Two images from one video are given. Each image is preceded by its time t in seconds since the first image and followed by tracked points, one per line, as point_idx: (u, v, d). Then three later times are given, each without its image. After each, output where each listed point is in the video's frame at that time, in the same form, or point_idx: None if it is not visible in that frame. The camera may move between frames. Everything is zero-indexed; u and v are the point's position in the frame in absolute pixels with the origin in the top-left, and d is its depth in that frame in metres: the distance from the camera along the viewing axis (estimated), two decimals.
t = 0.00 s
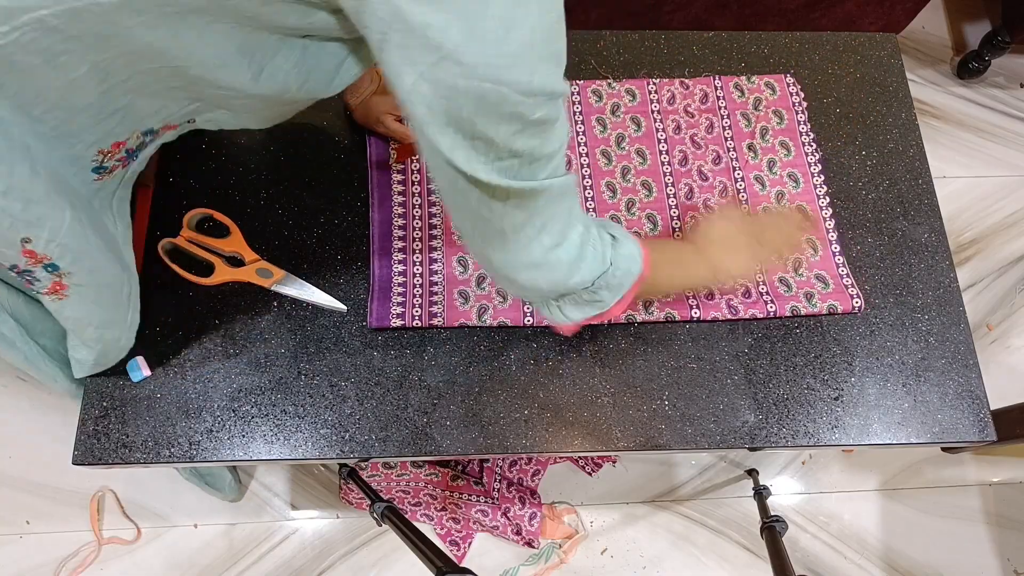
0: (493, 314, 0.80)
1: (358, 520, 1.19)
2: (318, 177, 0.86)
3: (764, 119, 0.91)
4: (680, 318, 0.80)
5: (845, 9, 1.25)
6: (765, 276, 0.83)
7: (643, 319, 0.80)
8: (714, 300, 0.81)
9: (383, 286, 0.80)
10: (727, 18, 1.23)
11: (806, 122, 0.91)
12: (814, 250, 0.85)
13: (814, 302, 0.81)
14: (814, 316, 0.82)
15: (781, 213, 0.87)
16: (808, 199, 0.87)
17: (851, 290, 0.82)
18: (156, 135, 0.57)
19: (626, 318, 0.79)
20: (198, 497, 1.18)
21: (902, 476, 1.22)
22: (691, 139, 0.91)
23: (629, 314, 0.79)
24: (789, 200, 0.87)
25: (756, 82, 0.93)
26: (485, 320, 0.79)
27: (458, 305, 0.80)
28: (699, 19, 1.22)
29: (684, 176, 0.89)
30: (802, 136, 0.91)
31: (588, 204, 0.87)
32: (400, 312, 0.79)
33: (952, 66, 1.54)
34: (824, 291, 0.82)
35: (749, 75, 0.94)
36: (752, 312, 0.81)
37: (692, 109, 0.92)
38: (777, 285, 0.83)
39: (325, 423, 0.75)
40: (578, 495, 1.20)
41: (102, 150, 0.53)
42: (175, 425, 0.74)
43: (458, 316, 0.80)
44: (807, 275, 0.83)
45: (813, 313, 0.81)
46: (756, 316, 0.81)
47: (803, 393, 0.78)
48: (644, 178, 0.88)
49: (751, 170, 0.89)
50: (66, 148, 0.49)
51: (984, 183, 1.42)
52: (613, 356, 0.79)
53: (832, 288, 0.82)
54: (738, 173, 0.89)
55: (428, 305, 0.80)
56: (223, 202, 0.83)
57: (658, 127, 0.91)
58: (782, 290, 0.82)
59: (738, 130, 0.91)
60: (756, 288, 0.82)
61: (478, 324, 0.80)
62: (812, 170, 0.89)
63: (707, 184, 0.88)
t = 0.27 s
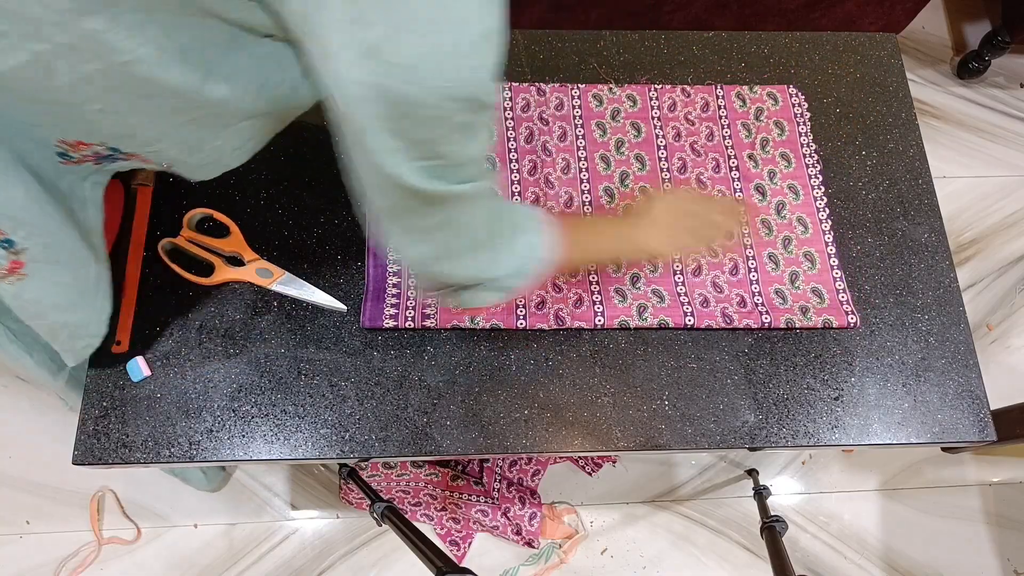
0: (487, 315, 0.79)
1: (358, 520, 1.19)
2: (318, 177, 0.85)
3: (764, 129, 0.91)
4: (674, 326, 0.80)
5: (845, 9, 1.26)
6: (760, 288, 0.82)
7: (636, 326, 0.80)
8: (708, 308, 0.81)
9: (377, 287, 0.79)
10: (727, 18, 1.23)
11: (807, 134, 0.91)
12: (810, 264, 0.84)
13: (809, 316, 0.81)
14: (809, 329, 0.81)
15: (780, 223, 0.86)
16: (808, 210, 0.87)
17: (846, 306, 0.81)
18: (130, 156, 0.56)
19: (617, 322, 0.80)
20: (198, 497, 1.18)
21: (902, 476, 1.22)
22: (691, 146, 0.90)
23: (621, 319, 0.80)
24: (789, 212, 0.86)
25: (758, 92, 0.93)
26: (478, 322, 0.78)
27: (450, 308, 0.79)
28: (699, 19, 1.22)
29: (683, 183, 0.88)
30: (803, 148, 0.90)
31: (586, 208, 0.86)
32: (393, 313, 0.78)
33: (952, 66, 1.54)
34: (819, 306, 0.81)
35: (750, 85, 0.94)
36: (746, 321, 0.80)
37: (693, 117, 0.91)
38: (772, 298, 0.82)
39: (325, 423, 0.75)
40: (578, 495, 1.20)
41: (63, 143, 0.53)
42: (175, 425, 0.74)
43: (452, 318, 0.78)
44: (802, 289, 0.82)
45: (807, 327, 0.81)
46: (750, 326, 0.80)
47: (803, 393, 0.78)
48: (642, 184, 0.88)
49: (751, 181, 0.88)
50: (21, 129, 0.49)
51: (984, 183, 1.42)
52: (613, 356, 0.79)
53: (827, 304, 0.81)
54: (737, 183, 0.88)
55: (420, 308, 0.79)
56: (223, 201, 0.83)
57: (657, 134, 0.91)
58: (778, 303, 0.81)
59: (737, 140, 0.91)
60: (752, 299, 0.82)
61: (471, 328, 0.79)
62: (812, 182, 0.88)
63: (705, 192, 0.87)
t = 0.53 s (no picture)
0: (479, 320, 0.79)
1: (358, 520, 1.19)
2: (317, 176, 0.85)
3: (764, 134, 0.90)
4: (667, 333, 0.79)
5: (845, 9, 1.26)
6: (755, 293, 0.81)
7: (629, 334, 0.79)
8: (702, 316, 0.80)
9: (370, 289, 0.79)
10: (727, 18, 1.23)
11: (806, 140, 0.89)
12: (806, 271, 0.83)
13: (804, 322, 0.80)
14: (803, 335, 0.80)
15: (776, 229, 0.85)
16: (805, 216, 0.85)
17: (841, 313, 0.80)
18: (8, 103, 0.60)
19: (610, 331, 0.79)
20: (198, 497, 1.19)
21: (902, 476, 1.22)
22: (689, 151, 0.88)
23: (614, 327, 0.79)
24: (786, 217, 0.85)
25: (758, 97, 0.92)
26: (471, 326, 0.78)
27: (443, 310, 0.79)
28: (698, 19, 1.22)
29: (680, 189, 0.86)
30: (802, 153, 0.89)
31: (582, 215, 0.84)
32: (386, 314, 0.78)
33: (952, 66, 1.54)
34: (815, 311, 0.80)
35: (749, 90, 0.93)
36: (740, 329, 0.79)
37: (692, 121, 0.90)
38: (768, 303, 0.81)
39: (325, 423, 0.75)
40: (577, 495, 1.20)
41: None
42: (175, 425, 0.74)
43: (444, 322, 0.78)
44: (797, 295, 0.82)
45: (802, 333, 0.80)
46: (744, 334, 0.80)
47: (803, 393, 0.78)
48: (639, 189, 0.86)
49: (749, 185, 0.87)
50: None
51: (984, 183, 1.42)
52: (613, 356, 0.79)
53: (822, 308, 0.81)
54: (734, 189, 0.87)
55: (415, 310, 0.79)
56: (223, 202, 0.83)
57: (656, 139, 0.89)
58: (773, 306, 0.81)
59: (737, 145, 0.89)
60: (747, 302, 0.81)
61: (464, 331, 0.79)
62: (811, 189, 0.87)
63: (703, 198, 0.86)
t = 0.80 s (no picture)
0: (478, 320, 0.78)
1: (358, 520, 1.19)
2: (317, 177, 0.85)
3: (764, 135, 0.89)
4: (666, 332, 0.79)
5: (845, 9, 1.26)
6: (754, 292, 0.81)
7: (627, 333, 0.79)
8: (701, 314, 0.79)
9: (368, 289, 0.79)
10: (727, 18, 1.23)
11: (807, 142, 0.89)
12: (805, 272, 0.82)
13: (804, 321, 0.79)
14: (802, 334, 0.80)
15: (776, 229, 0.84)
16: (805, 217, 0.85)
17: (841, 313, 0.80)
18: None
19: (608, 330, 0.79)
20: (198, 497, 1.19)
21: (902, 476, 1.22)
22: (689, 151, 0.88)
23: (612, 326, 0.79)
24: (786, 218, 0.85)
25: (759, 97, 0.91)
26: (470, 326, 0.78)
27: (441, 310, 0.78)
28: (698, 18, 1.22)
29: (680, 189, 0.85)
30: (802, 154, 0.88)
31: (582, 214, 0.84)
32: (385, 314, 0.78)
33: (952, 66, 1.54)
34: (815, 311, 0.80)
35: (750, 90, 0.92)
36: (739, 327, 0.79)
37: (692, 121, 0.89)
38: (767, 302, 0.80)
39: (325, 423, 0.75)
40: (577, 495, 1.20)
41: None
42: (175, 425, 0.74)
43: (443, 322, 0.78)
44: (796, 295, 0.81)
45: (801, 332, 0.80)
46: (743, 332, 0.79)
47: (803, 393, 0.78)
48: (639, 189, 0.85)
49: (749, 186, 0.86)
50: None
51: (984, 183, 1.42)
52: (613, 356, 0.79)
53: (822, 308, 0.80)
54: (734, 190, 0.86)
55: (413, 312, 0.78)
56: (223, 202, 0.83)
57: (656, 139, 0.88)
58: (773, 305, 0.80)
59: (737, 145, 0.88)
60: (747, 301, 0.80)
61: (462, 331, 0.78)
62: (811, 190, 0.86)
63: (702, 198, 0.85)
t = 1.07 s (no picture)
0: (478, 319, 0.78)
1: (358, 520, 1.19)
2: (318, 176, 0.85)
3: (764, 135, 0.89)
4: (666, 332, 0.79)
5: (845, 9, 1.26)
6: (754, 292, 0.81)
7: (627, 333, 0.79)
8: (701, 314, 0.79)
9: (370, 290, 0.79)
10: (727, 18, 1.23)
11: (807, 142, 0.89)
12: (805, 271, 0.82)
13: (804, 321, 0.79)
14: (801, 334, 0.80)
15: (776, 229, 0.84)
16: (805, 217, 0.85)
17: (840, 312, 0.80)
18: None
19: (608, 330, 0.79)
20: (198, 497, 1.19)
21: (902, 476, 1.22)
22: (689, 151, 0.88)
23: (612, 326, 0.79)
24: (786, 218, 0.84)
25: (759, 97, 0.91)
26: (471, 325, 0.78)
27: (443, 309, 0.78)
28: (698, 18, 1.22)
29: (680, 190, 0.85)
30: (802, 154, 0.88)
31: (582, 214, 0.84)
32: (386, 314, 0.78)
33: (952, 66, 1.54)
34: (815, 311, 0.80)
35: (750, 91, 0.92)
36: (739, 327, 0.79)
37: (692, 121, 0.89)
38: (767, 302, 0.80)
39: (325, 423, 0.75)
40: (577, 495, 1.20)
41: None
42: (175, 425, 0.74)
43: (443, 321, 0.78)
44: (796, 296, 0.81)
45: (801, 333, 0.80)
46: (743, 332, 0.79)
47: (803, 393, 0.78)
48: (639, 188, 0.85)
49: (750, 185, 0.86)
50: None
51: (984, 184, 1.42)
52: (613, 356, 0.79)
53: (822, 308, 0.80)
54: (734, 190, 0.86)
55: (415, 309, 0.79)
56: (224, 202, 0.83)
57: (656, 139, 0.88)
58: (772, 304, 0.80)
59: (737, 145, 0.88)
60: (746, 301, 0.80)
61: (463, 331, 0.78)
62: (810, 190, 0.86)
63: (702, 198, 0.85)
